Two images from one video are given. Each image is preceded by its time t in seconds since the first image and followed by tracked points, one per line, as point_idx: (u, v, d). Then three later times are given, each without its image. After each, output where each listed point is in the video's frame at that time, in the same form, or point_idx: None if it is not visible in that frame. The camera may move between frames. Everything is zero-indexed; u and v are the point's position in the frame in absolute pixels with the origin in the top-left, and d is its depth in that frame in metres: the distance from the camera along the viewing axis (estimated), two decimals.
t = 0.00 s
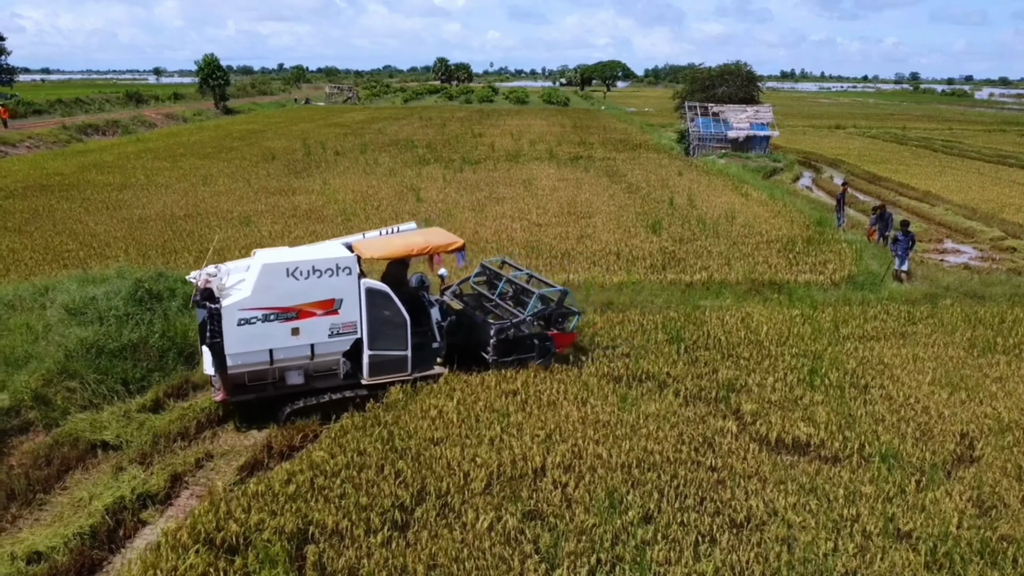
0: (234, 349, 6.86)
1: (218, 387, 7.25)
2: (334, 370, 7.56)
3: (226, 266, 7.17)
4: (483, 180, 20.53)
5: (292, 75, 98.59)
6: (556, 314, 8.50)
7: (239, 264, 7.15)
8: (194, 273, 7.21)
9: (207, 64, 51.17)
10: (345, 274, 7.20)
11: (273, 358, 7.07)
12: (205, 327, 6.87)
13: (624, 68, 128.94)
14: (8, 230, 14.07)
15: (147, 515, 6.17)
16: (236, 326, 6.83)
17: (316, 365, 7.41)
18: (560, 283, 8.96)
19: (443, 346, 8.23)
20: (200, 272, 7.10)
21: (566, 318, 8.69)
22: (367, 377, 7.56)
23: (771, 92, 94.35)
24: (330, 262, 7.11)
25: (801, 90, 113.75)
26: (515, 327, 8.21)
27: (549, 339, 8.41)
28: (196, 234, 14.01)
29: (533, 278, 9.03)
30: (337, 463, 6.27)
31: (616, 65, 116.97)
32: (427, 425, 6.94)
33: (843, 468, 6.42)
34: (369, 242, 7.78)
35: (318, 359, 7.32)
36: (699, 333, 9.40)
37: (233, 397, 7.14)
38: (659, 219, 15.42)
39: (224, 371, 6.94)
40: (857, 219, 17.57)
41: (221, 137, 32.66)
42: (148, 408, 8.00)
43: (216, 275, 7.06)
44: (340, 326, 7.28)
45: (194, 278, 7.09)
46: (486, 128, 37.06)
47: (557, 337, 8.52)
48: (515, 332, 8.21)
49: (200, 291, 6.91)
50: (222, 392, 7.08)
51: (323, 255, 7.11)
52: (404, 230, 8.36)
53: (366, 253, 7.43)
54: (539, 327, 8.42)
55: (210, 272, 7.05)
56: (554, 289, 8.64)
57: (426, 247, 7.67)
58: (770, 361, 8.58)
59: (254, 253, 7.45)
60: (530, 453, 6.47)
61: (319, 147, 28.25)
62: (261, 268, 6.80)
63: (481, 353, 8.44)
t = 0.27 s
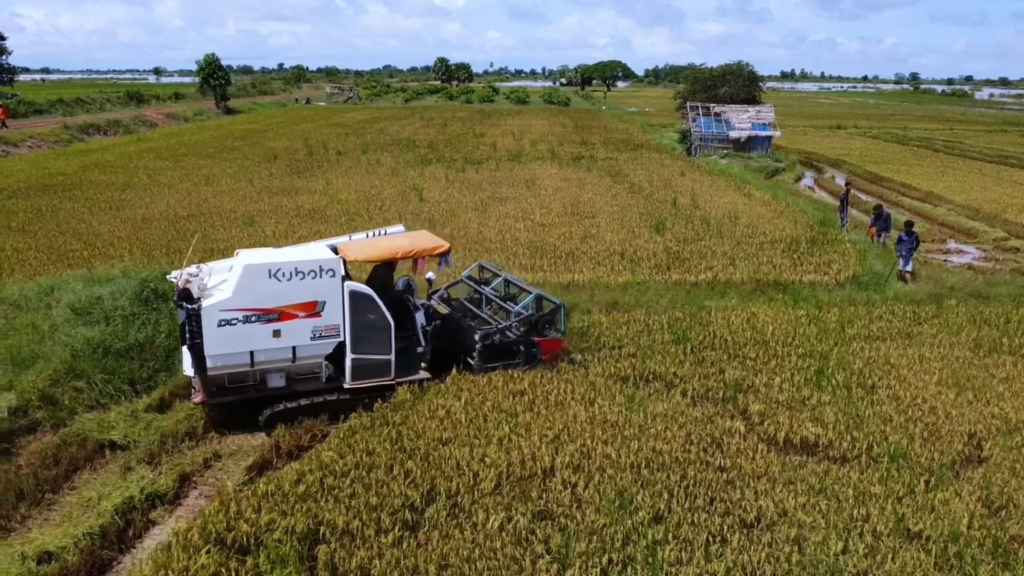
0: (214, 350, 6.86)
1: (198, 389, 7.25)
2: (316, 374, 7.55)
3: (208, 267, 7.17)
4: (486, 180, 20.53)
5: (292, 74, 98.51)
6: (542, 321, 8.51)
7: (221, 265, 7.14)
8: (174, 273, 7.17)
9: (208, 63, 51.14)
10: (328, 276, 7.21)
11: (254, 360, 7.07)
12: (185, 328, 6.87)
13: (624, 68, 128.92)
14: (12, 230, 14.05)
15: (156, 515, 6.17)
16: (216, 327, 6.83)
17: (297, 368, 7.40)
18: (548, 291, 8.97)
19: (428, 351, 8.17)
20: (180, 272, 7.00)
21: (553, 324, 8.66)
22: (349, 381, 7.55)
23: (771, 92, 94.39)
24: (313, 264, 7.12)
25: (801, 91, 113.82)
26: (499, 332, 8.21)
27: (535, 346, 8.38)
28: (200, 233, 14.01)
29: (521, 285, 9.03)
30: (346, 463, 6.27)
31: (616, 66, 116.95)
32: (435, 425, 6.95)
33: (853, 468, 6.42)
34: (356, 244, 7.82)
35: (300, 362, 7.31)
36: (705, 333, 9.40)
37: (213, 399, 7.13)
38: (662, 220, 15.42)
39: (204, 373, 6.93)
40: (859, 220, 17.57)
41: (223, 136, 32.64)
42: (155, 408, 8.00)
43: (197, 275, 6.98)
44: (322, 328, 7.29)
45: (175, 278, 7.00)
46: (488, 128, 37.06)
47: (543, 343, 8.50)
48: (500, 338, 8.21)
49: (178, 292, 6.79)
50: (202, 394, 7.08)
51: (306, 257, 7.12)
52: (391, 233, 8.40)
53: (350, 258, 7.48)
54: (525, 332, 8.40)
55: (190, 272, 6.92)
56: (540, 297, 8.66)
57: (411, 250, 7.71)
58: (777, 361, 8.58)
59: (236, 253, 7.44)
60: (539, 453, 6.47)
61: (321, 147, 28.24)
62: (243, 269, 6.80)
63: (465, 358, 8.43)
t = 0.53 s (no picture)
0: (199, 351, 6.85)
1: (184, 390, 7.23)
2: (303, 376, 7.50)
3: (195, 267, 7.16)
4: (490, 180, 20.54)
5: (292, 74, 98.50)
6: (532, 326, 8.57)
7: (209, 265, 7.13)
8: (162, 272, 7.16)
9: (210, 63, 51.10)
10: (317, 278, 7.17)
11: (240, 362, 7.06)
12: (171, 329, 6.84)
13: (625, 68, 128.95)
14: (18, 230, 14.05)
15: (169, 516, 6.16)
16: (202, 328, 6.81)
17: (284, 370, 7.37)
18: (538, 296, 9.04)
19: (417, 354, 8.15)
20: (166, 272, 7.00)
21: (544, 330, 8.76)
22: (335, 385, 7.49)
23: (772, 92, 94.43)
24: (301, 266, 7.09)
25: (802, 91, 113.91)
26: (490, 337, 8.15)
27: (525, 351, 8.35)
28: (206, 233, 14.01)
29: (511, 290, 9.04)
30: (359, 463, 6.26)
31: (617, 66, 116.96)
32: (447, 425, 6.95)
33: (865, 468, 6.43)
34: (346, 246, 7.81)
35: (286, 365, 7.29)
36: (714, 333, 9.41)
37: (198, 401, 7.11)
38: (668, 220, 15.43)
39: (189, 374, 6.93)
40: (864, 220, 17.58)
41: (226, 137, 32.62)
42: (164, 408, 7.99)
43: (184, 275, 7.00)
44: (310, 331, 7.26)
45: (161, 279, 7.00)
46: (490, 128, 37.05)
47: (534, 348, 8.54)
48: (490, 343, 8.15)
49: (164, 291, 6.75)
50: (187, 395, 7.06)
51: (295, 259, 7.09)
52: (383, 236, 8.38)
53: (339, 261, 7.48)
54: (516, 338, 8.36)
55: (177, 272, 6.94)
56: (530, 302, 8.73)
57: (401, 254, 7.70)
58: (786, 361, 8.59)
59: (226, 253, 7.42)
60: (552, 453, 6.47)
61: (323, 147, 28.23)
62: (229, 271, 6.78)
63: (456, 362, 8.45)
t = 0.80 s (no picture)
0: (186, 353, 6.81)
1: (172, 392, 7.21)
2: (292, 379, 7.45)
3: (183, 268, 7.09)
4: (494, 180, 20.55)
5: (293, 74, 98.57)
6: (525, 330, 8.47)
7: (197, 266, 7.09)
8: (150, 273, 7.13)
9: (212, 63, 51.07)
10: (305, 279, 7.11)
11: (227, 364, 7.01)
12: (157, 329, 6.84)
13: (625, 68, 128.97)
14: (23, 230, 14.05)
15: (180, 517, 6.12)
16: (189, 330, 6.77)
17: (272, 373, 7.32)
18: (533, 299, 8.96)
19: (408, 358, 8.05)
20: (154, 272, 6.90)
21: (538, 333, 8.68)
22: (324, 389, 7.41)
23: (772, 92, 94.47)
24: (289, 267, 7.04)
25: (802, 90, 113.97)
26: (481, 341, 8.16)
27: (517, 355, 8.35)
28: (211, 234, 14.00)
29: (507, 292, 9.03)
30: (371, 464, 6.26)
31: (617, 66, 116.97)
32: (458, 425, 6.95)
33: (877, 469, 6.43)
34: (337, 247, 7.78)
35: (274, 367, 7.24)
36: (722, 334, 9.42)
37: (185, 402, 7.08)
38: (673, 220, 15.44)
39: (176, 376, 6.90)
40: (868, 220, 17.59)
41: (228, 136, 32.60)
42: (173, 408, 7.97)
43: (171, 275, 6.90)
44: (298, 333, 7.21)
45: (148, 279, 6.90)
46: (492, 128, 37.04)
47: (526, 353, 8.47)
48: (481, 346, 8.17)
49: (152, 292, 6.75)
50: (174, 397, 7.04)
51: (283, 260, 7.04)
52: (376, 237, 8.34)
53: (328, 262, 7.44)
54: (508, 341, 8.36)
55: (165, 272, 6.84)
56: (524, 305, 8.62)
57: (391, 256, 7.66)
58: (795, 362, 8.59)
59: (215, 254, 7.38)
60: (563, 453, 6.47)
61: (326, 147, 28.23)
62: (216, 271, 6.74)
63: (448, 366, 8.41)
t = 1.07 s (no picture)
0: (168, 355, 6.75)
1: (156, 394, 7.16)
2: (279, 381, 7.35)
3: (169, 269, 7.17)
4: (496, 180, 20.56)
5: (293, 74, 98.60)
6: (515, 333, 8.26)
7: (182, 268, 7.08)
8: (136, 274, 7.11)
9: (212, 63, 51.06)
10: (289, 281, 7.02)
11: (211, 365, 6.94)
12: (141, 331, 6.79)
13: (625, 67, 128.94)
14: (26, 230, 14.05)
15: (187, 517, 6.09)
16: (172, 331, 6.72)
17: (258, 375, 7.22)
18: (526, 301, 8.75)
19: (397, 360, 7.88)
20: (140, 274, 6.99)
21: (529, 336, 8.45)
22: (310, 391, 7.32)
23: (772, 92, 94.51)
24: (273, 269, 6.95)
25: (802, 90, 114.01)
26: (470, 344, 7.95)
27: (508, 359, 8.12)
28: (214, 234, 14.00)
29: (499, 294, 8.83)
30: (377, 464, 6.26)
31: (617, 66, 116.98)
32: (463, 426, 6.94)
33: (883, 469, 6.43)
34: (324, 249, 7.60)
35: (259, 369, 7.15)
36: (726, 334, 9.42)
37: (170, 404, 7.01)
38: (675, 220, 15.45)
39: (160, 377, 6.84)
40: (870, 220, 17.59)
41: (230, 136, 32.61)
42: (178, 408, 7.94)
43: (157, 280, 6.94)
44: (283, 335, 7.12)
45: (134, 280, 7.03)
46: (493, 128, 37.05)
47: (517, 356, 8.26)
48: (470, 349, 7.95)
49: (135, 293, 6.77)
50: (158, 399, 6.98)
51: (267, 262, 6.96)
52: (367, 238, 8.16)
53: (313, 263, 7.27)
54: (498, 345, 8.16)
55: (148, 274, 7.00)
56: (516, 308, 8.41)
57: (377, 258, 7.45)
58: (800, 362, 8.59)
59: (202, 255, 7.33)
60: (569, 454, 6.47)
61: (328, 147, 28.23)
62: (199, 273, 6.69)
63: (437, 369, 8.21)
